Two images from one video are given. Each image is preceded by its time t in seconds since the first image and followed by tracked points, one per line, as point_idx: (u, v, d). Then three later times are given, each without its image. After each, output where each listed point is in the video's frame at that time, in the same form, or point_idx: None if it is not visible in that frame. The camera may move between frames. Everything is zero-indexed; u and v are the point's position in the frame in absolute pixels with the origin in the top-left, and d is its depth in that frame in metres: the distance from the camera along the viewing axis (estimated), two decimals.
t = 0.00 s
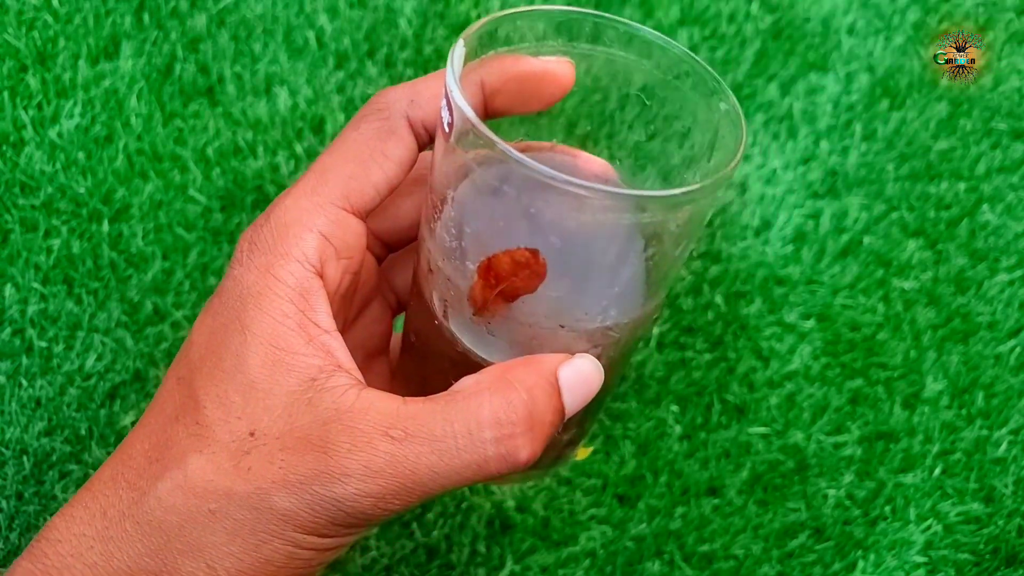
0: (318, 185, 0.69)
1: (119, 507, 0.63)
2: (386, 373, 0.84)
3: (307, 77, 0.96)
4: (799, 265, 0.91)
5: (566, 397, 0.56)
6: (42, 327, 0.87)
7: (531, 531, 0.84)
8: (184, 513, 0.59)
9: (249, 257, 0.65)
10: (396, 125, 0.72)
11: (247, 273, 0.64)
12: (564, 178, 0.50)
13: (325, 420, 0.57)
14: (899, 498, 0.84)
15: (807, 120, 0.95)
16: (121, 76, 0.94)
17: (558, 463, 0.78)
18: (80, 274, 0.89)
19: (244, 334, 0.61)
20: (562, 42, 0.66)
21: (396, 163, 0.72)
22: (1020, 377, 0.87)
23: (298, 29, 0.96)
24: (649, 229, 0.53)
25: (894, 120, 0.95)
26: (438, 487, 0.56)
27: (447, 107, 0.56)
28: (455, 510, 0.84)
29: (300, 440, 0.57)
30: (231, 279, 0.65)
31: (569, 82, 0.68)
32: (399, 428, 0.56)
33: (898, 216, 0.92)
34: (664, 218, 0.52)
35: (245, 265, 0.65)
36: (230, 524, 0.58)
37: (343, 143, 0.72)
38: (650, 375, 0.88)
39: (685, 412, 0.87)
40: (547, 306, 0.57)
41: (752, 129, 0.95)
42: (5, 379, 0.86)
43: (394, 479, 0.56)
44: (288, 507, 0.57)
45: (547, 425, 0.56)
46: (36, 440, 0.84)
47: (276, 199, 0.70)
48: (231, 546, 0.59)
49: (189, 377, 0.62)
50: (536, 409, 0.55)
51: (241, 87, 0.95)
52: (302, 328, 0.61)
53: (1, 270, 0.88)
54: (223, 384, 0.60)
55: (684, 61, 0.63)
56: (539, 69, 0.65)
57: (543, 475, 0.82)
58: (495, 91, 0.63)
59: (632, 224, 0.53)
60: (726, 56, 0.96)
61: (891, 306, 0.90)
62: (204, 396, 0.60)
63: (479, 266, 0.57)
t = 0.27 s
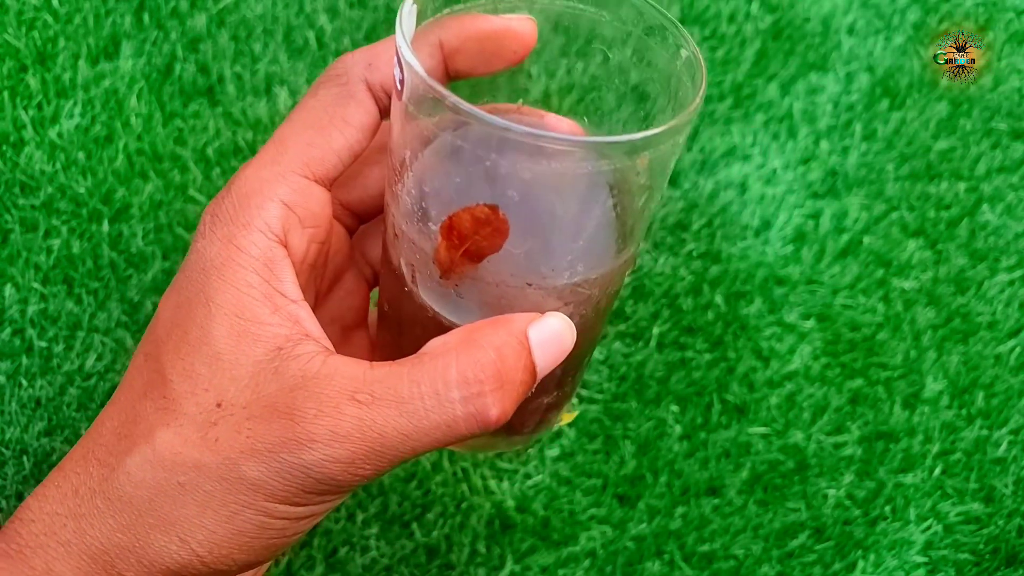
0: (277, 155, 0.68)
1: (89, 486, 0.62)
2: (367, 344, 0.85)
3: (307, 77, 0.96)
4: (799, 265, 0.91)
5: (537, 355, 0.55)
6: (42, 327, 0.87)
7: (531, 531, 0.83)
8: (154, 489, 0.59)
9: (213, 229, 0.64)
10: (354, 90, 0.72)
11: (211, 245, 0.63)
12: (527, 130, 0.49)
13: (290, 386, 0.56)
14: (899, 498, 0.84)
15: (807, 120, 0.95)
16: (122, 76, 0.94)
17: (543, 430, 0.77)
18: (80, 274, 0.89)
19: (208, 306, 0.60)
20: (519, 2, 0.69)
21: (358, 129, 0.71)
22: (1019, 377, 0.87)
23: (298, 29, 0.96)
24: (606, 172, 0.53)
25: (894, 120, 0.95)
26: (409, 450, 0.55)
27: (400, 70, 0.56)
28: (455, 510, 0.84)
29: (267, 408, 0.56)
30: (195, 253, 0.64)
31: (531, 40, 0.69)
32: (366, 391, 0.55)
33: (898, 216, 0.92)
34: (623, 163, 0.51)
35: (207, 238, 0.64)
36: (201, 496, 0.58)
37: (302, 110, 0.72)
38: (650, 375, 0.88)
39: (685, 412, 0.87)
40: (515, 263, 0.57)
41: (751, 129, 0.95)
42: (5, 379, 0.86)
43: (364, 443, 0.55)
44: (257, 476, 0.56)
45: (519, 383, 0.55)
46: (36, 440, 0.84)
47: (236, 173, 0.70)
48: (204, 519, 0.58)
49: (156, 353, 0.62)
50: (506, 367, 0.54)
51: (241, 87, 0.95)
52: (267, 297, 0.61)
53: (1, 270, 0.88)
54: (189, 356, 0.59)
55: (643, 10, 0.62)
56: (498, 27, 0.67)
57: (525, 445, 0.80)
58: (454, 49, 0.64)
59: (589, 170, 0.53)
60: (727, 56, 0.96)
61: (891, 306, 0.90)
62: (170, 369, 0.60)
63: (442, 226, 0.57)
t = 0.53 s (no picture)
0: (273, 146, 0.69)
1: (93, 478, 0.62)
2: (367, 336, 0.85)
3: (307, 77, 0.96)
4: (799, 265, 0.91)
5: (537, 339, 0.54)
6: (42, 327, 0.87)
7: (531, 531, 0.83)
8: (157, 479, 0.59)
9: (211, 222, 0.65)
10: (347, 79, 0.72)
11: (210, 236, 0.63)
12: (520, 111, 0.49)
13: (291, 373, 0.56)
14: (899, 498, 0.84)
15: (807, 120, 0.95)
16: (122, 76, 0.94)
17: (546, 416, 0.77)
18: (80, 274, 0.89)
19: (209, 297, 0.60)
20: None
21: (352, 119, 0.71)
22: (1019, 377, 0.87)
23: (298, 29, 0.96)
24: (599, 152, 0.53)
25: (894, 120, 0.95)
26: (411, 434, 0.56)
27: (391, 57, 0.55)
28: (455, 510, 0.84)
29: (268, 396, 0.56)
30: (194, 245, 0.64)
31: (523, 25, 0.69)
32: (366, 377, 0.55)
33: (898, 216, 0.92)
34: (616, 142, 0.51)
35: (205, 230, 0.64)
36: (204, 485, 0.58)
37: (296, 102, 0.72)
38: (650, 375, 0.88)
39: (685, 412, 0.87)
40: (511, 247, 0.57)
41: (751, 129, 0.95)
42: (5, 379, 0.86)
43: (366, 428, 0.55)
44: (261, 463, 0.56)
45: (519, 366, 0.55)
46: (36, 440, 0.84)
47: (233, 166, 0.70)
48: (208, 508, 0.58)
49: (157, 344, 0.62)
50: (505, 350, 0.54)
51: (241, 87, 0.95)
52: (266, 286, 0.61)
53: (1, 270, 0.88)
54: (190, 347, 0.59)
55: None
56: (488, 13, 0.67)
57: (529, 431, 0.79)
58: (445, 37, 0.64)
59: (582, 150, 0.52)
60: (726, 56, 0.96)
61: (891, 306, 0.90)
62: (172, 360, 0.60)
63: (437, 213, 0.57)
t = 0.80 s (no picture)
0: (273, 165, 0.69)
1: (85, 491, 0.62)
2: (358, 354, 0.84)
3: (307, 77, 0.96)
4: (799, 265, 0.91)
5: (529, 364, 0.55)
6: (42, 327, 0.87)
7: (531, 531, 0.83)
8: (149, 493, 0.59)
9: (208, 239, 0.64)
10: (348, 103, 0.73)
11: (207, 254, 0.63)
12: (518, 145, 0.49)
13: (285, 393, 0.56)
14: (899, 498, 0.84)
15: (807, 120, 0.95)
16: (122, 76, 0.94)
17: (531, 436, 0.77)
18: (80, 274, 0.89)
19: (205, 314, 0.60)
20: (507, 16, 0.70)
21: (351, 141, 0.72)
22: (1019, 377, 0.87)
23: (298, 29, 0.96)
24: (594, 186, 0.53)
25: (894, 121, 0.95)
26: (402, 454, 0.56)
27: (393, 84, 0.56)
28: (455, 510, 0.84)
29: (262, 414, 0.56)
30: (191, 261, 0.64)
31: (522, 55, 0.71)
32: (360, 398, 0.55)
33: (898, 216, 0.92)
34: (611, 178, 0.51)
35: (203, 246, 0.64)
36: (196, 500, 0.58)
37: (298, 122, 0.72)
38: (650, 375, 0.88)
39: (685, 412, 0.87)
40: (505, 274, 0.57)
41: (751, 129, 0.95)
42: (5, 379, 0.86)
43: (358, 449, 0.55)
44: (252, 481, 0.56)
45: (510, 390, 0.55)
46: (36, 440, 0.84)
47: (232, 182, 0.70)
48: (199, 523, 0.58)
49: (151, 359, 0.62)
50: (496, 374, 0.54)
51: (241, 87, 0.95)
52: (262, 305, 0.61)
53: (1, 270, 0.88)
54: (185, 364, 0.59)
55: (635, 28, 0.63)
56: (489, 43, 0.68)
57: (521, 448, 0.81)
58: (446, 64, 0.65)
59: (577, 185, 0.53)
60: (726, 56, 0.96)
61: (891, 306, 0.90)
62: (167, 376, 0.60)
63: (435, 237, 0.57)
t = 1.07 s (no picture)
0: (268, 165, 0.69)
1: (84, 487, 0.62)
2: (355, 351, 0.85)
3: (307, 77, 0.96)
4: (799, 265, 0.91)
5: (521, 358, 0.55)
6: (42, 327, 0.87)
7: (531, 531, 0.83)
8: (148, 488, 0.59)
9: (206, 237, 0.64)
10: (343, 102, 0.73)
11: (204, 252, 0.63)
12: (509, 142, 0.49)
13: (283, 388, 0.56)
14: (899, 498, 0.84)
15: (807, 120, 0.95)
16: (122, 76, 0.94)
17: (525, 433, 0.78)
18: (80, 274, 0.89)
19: (202, 311, 0.60)
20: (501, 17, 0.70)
21: (347, 140, 0.72)
22: (1019, 377, 0.87)
23: (298, 29, 0.96)
24: (585, 181, 0.53)
25: (894, 121, 0.95)
26: (398, 448, 0.55)
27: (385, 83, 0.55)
28: (455, 510, 0.84)
29: (259, 409, 0.56)
30: (188, 259, 0.64)
31: (513, 56, 0.71)
32: (356, 392, 0.55)
33: (898, 216, 0.92)
34: (602, 173, 0.51)
35: (200, 244, 0.64)
36: (194, 495, 0.58)
37: (293, 122, 0.72)
38: (650, 375, 0.88)
39: (685, 412, 0.87)
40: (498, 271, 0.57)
41: (751, 129, 0.95)
42: (5, 379, 0.85)
43: (354, 443, 0.55)
44: (250, 475, 0.56)
45: (506, 383, 0.55)
46: (35, 440, 0.84)
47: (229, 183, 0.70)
48: (198, 517, 0.58)
49: (149, 356, 0.62)
50: (491, 369, 0.54)
51: (241, 87, 0.95)
52: (259, 301, 0.61)
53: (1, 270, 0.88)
54: (183, 360, 0.59)
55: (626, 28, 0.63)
56: (480, 44, 0.68)
57: (514, 446, 0.83)
58: (438, 64, 0.66)
59: (569, 181, 0.53)
60: (726, 56, 0.96)
61: (891, 306, 0.90)
62: (164, 372, 0.60)
63: (429, 235, 0.57)
